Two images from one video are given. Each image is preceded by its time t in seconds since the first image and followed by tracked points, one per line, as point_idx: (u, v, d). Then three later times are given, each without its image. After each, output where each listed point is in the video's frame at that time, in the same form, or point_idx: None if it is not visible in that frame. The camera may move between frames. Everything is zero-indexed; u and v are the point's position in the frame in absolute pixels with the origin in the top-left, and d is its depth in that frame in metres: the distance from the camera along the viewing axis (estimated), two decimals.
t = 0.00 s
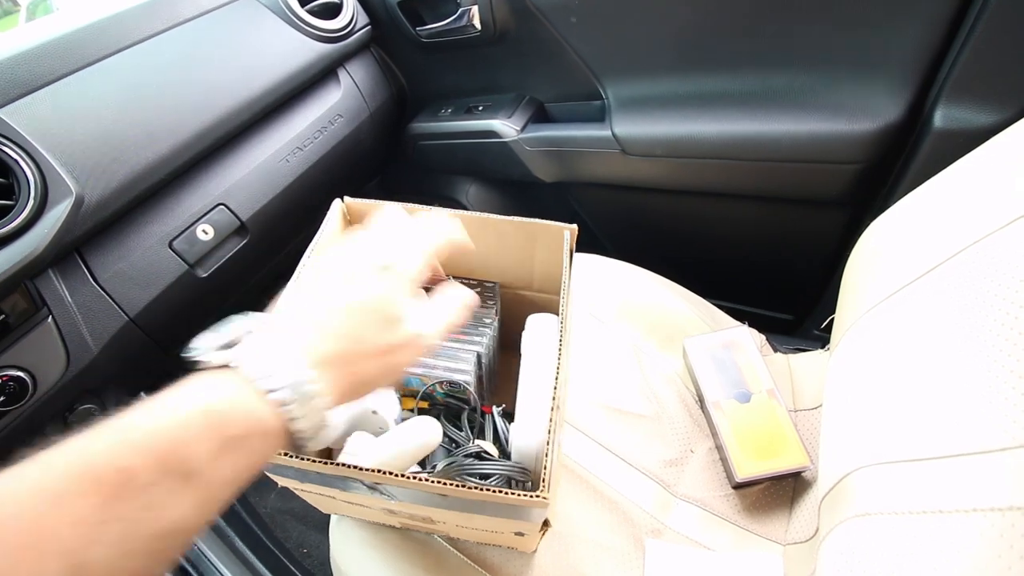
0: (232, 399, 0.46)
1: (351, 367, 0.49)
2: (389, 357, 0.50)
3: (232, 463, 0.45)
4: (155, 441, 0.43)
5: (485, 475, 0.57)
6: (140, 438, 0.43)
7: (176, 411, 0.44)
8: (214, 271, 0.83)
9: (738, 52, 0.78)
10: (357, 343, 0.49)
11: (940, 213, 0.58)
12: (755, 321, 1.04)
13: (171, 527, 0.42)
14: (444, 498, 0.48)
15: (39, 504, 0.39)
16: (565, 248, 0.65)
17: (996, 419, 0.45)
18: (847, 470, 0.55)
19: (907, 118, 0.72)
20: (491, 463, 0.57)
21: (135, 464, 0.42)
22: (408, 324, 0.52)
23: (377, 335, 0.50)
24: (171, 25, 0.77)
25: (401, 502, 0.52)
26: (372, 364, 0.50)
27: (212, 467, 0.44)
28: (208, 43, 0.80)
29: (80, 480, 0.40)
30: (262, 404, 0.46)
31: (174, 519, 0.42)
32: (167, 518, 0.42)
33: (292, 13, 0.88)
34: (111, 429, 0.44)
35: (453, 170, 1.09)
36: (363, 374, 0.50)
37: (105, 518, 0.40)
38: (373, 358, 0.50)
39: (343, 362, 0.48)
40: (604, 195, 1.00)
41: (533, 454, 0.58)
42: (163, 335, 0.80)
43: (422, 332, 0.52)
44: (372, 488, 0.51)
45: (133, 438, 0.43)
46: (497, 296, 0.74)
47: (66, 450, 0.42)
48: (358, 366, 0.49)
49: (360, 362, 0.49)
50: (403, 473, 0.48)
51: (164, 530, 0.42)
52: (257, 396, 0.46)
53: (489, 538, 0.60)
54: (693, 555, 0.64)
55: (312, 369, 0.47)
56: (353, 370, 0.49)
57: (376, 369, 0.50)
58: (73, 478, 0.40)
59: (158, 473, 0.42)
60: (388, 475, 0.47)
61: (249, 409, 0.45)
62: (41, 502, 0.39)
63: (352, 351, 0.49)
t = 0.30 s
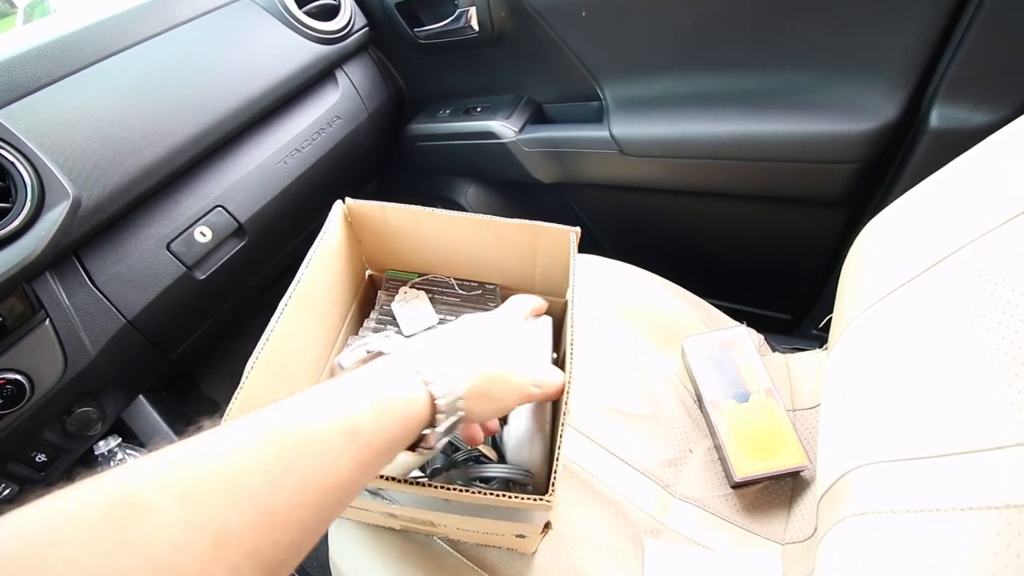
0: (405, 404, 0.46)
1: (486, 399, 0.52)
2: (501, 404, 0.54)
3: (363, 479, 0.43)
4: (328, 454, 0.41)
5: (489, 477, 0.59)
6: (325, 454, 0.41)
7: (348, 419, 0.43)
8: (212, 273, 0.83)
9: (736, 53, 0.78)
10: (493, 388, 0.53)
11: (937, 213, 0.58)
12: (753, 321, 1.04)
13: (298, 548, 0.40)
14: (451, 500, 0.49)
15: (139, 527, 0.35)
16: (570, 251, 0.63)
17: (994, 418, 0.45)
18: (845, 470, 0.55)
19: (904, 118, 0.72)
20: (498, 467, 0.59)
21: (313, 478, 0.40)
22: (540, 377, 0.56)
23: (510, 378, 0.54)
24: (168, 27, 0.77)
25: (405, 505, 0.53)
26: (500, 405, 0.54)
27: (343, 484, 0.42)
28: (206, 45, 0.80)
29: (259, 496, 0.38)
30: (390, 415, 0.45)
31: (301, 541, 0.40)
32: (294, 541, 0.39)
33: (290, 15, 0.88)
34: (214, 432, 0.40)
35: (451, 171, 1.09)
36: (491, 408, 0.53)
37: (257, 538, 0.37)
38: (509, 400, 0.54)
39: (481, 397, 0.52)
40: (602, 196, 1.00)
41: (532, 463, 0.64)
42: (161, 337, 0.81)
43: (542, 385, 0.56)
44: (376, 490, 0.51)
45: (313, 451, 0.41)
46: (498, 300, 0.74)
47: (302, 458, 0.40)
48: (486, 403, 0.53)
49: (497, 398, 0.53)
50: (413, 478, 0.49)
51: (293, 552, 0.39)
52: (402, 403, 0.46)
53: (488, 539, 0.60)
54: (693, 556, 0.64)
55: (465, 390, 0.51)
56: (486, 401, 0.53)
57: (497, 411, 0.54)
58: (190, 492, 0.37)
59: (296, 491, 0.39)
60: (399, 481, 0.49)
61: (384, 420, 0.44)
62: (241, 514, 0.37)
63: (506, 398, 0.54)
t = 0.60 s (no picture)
0: (413, 423, 0.48)
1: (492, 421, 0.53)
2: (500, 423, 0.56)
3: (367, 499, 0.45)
4: (336, 474, 0.43)
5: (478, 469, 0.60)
6: (335, 475, 0.42)
7: (359, 438, 0.45)
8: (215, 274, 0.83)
9: (737, 55, 0.78)
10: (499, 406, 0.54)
11: (939, 216, 0.58)
12: (754, 323, 1.04)
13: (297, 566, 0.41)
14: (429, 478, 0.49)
15: (155, 541, 0.36)
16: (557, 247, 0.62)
17: (995, 419, 0.45)
18: (846, 472, 0.55)
19: (904, 121, 0.72)
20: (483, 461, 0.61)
21: (319, 497, 0.41)
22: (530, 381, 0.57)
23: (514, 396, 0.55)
24: (172, 30, 0.77)
25: (397, 500, 0.53)
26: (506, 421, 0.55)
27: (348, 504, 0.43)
28: (210, 47, 0.80)
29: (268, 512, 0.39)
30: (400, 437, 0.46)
31: (305, 561, 0.41)
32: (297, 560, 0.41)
33: (292, 17, 0.88)
34: (225, 447, 0.41)
35: (453, 173, 1.10)
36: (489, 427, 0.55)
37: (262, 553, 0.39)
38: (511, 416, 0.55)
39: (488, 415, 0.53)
40: (603, 198, 1.00)
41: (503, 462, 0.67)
42: (164, 338, 0.81)
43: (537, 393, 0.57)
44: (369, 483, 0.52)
45: (323, 469, 0.42)
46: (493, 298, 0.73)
47: (313, 475, 0.42)
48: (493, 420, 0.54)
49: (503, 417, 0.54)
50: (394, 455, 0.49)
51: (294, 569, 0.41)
52: (411, 422, 0.48)
53: (487, 540, 0.60)
54: (693, 557, 0.64)
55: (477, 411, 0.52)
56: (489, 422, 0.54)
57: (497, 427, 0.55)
58: (197, 507, 0.38)
59: (303, 513, 0.40)
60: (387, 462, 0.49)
61: (396, 443, 0.46)
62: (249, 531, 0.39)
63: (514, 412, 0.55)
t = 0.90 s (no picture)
0: (71, 381, 0.39)
1: (222, 368, 0.42)
2: (298, 351, 0.45)
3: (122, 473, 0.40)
4: (50, 463, 0.38)
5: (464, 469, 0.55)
6: (67, 463, 0.38)
7: (58, 405, 0.38)
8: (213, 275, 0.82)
9: (736, 54, 0.78)
10: (284, 325, 0.44)
11: (939, 215, 0.58)
12: (755, 323, 1.04)
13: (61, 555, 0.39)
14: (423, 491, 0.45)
15: None
16: (562, 251, 0.62)
17: (997, 420, 0.44)
18: (846, 472, 0.55)
19: (904, 119, 0.72)
20: (468, 458, 0.56)
21: (38, 490, 0.37)
22: (323, 293, 0.46)
23: (298, 320, 0.44)
24: (167, 29, 0.77)
25: (388, 497, 0.50)
26: (293, 354, 0.44)
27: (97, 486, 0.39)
28: (207, 48, 0.80)
29: None
30: (80, 402, 0.39)
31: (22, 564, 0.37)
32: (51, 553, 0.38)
33: (291, 17, 0.88)
34: None
35: (452, 172, 1.09)
36: (271, 361, 0.44)
37: None
38: (295, 341, 0.44)
39: (231, 352, 0.42)
40: (603, 197, 1.00)
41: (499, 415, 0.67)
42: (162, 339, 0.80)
43: (333, 304, 0.46)
44: (359, 482, 0.48)
45: (43, 457, 0.37)
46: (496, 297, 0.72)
47: (22, 474, 0.37)
48: (238, 365, 0.42)
49: (251, 359, 0.43)
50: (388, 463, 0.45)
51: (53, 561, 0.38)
52: (72, 387, 0.39)
53: (486, 548, 0.58)
54: (693, 558, 0.63)
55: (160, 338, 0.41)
56: (257, 356, 0.43)
57: (292, 358, 0.44)
58: None
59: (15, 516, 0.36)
60: (368, 463, 0.44)
61: (89, 397, 0.39)
62: None
63: (247, 347, 0.43)
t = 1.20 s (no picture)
0: (16, 423, 0.47)
1: (130, 383, 0.49)
2: (212, 358, 0.51)
3: (67, 498, 0.48)
4: (24, 476, 0.46)
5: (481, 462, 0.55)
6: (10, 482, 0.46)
7: (14, 443, 0.46)
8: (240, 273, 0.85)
9: (758, 64, 0.79)
10: (198, 341, 0.50)
11: (963, 227, 0.58)
12: (773, 334, 1.03)
13: (23, 568, 0.46)
14: (441, 479, 0.45)
15: None
16: (580, 253, 0.63)
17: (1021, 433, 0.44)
18: (865, 484, 0.55)
19: (929, 130, 0.71)
20: (487, 449, 0.56)
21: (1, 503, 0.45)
22: (227, 303, 0.51)
23: (205, 333, 0.50)
24: (207, 33, 0.80)
25: (406, 488, 0.51)
26: (197, 367, 0.51)
27: (41, 505, 0.47)
28: (240, 52, 0.82)
29: None
30: (31, 439, 0.47)
31: (29, 559, 0.46)
32: (15, 562, 0.45)
33: (321, 23, 0.90)
34: None
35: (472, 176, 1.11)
36: (174, 373, 0.50)
37: None
38: (187, 359, 0.50)
39: (157, 368, 0.49)
40: (621, 204, 1.01)
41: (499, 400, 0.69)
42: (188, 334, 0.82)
43: (238, 309, 0.52)
44: (378, 471, 0.49)
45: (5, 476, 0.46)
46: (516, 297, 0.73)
47: None
48: (161, 373, 0.49)
49: (140, 375, 0.49)
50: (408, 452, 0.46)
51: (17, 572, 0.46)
52: (18, 427, 0.47)
53: (499, 546, 0.59)
54: (707, 566, 0.63)
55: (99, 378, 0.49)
56: (168, 368, 0.49)
57: (204, 367, 0.51)
58: None
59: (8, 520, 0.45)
60: (389, 451, 0.45)
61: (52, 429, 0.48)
62: None
63: (152, 362, 0.49)
